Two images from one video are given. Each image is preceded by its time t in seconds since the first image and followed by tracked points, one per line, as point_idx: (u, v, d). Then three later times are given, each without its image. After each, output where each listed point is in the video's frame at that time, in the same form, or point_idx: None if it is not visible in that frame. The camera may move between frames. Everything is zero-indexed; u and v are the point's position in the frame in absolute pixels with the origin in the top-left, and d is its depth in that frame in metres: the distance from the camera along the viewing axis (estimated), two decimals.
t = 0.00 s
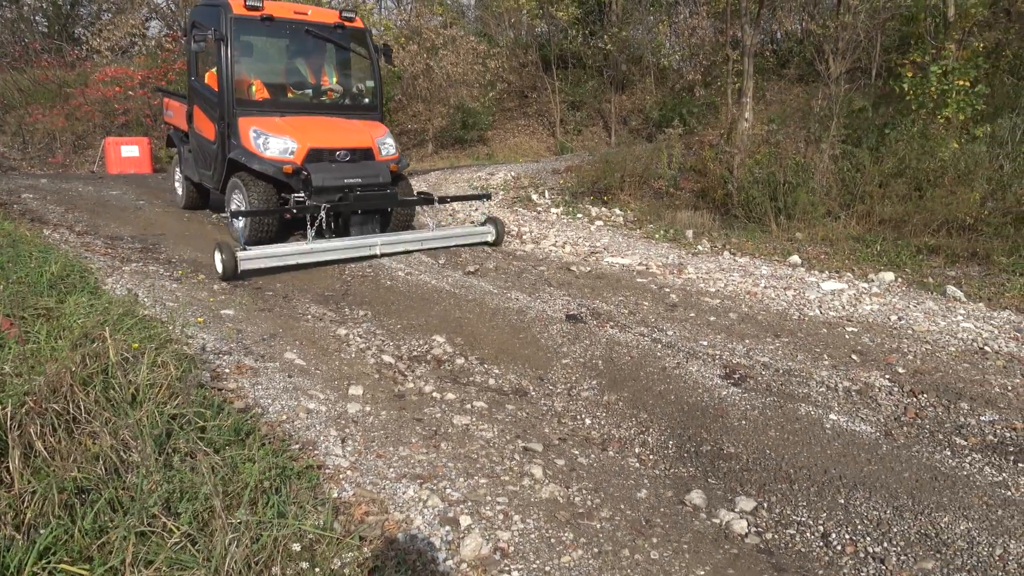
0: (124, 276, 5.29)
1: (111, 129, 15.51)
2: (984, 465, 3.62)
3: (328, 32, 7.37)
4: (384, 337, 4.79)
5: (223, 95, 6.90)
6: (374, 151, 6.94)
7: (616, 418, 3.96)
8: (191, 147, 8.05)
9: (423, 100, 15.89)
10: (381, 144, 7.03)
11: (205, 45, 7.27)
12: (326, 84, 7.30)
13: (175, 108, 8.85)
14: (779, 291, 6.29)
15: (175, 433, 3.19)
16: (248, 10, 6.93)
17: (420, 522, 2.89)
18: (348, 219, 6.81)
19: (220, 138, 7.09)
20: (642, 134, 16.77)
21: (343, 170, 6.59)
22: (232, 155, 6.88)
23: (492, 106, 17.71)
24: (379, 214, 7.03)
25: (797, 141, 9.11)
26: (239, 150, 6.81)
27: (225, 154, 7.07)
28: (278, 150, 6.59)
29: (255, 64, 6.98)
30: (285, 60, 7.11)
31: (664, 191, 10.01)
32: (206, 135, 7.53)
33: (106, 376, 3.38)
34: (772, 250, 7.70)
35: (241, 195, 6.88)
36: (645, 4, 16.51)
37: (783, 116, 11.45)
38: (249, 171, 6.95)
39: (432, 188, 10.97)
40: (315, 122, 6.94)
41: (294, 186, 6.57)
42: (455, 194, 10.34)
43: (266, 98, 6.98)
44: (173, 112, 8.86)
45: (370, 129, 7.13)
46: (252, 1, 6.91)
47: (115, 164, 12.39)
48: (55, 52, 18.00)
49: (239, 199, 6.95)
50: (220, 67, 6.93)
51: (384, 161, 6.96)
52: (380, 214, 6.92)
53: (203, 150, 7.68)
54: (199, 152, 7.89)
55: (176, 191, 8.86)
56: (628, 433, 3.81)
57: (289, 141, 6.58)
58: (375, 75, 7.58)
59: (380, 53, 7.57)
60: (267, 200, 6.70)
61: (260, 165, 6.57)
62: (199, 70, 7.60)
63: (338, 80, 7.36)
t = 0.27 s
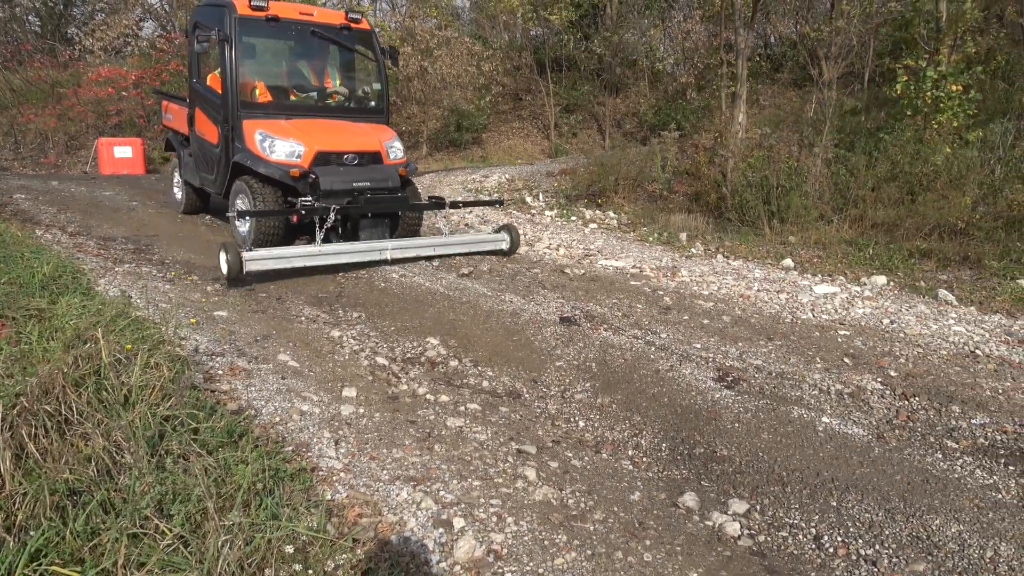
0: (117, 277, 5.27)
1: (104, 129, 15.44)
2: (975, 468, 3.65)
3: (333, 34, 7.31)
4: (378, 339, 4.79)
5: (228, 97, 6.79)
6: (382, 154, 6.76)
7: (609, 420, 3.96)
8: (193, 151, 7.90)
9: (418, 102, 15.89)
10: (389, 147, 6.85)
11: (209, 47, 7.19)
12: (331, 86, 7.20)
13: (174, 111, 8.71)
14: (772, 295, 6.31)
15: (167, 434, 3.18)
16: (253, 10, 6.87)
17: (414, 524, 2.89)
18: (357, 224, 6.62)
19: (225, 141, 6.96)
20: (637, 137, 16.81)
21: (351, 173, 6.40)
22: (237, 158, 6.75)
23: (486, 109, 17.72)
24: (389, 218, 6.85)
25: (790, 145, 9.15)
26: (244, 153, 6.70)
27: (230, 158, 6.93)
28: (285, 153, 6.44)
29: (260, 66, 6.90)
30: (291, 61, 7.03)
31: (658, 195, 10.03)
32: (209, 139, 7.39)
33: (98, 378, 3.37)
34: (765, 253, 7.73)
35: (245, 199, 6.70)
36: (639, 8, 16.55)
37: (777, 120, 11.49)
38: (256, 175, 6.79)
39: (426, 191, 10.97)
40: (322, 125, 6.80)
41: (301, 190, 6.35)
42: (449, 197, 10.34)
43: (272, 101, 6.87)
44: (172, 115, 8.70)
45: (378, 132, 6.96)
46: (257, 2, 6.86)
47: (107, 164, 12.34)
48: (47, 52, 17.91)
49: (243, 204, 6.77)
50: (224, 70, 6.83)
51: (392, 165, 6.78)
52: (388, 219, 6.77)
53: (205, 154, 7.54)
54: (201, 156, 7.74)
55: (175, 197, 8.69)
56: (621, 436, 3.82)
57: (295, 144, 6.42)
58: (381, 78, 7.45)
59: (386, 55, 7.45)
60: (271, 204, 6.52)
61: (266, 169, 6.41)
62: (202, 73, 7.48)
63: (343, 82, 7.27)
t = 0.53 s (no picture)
0: (106, 275, 5.24)
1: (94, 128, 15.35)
2: (964, 467, 3.67)
3: (343, 33, 7.11)
4: (369, 338, 4.78)
5: (236, 96, 6.58)
6: (393, 159, 6.62)
7: (601, 420, 3.97)
8: (195, 150, 7.66)
9: (410, 102, 15.87)
10: (400, 151, 6.71)
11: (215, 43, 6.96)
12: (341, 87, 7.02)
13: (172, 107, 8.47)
14: (763, 295, 6.34)
15: (157, 432, 3.18)
16: (263, 7, 6.65)
17: (405, 522, 2.89)
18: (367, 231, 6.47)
19: (231, 141, 6.76)
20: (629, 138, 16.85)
21: (363, 178, 6.24)
22: (244, 159, 6.56)
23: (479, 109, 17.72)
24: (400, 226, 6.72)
25: (782, 146, 9.19)
26: (251, 155, 6.50)
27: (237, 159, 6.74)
28: (294, 155, 6.27)
29: (268, 64, 6.69)
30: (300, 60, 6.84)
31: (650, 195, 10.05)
32: (213, 138, 7.18)
33: (88, 375, 3.36)
34: (756, 253, 7.76)
35: (252, 204, 6.53)
36: (631, 9, 16.58)
37: (768, 121, 11.54)
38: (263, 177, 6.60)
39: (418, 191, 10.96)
40: (332, 127, 6.63)
41: (310, 196, 6.20)
42: (442, 196, 10.33)
43: (281, 101, 6.67)
44: (171, 111, 8.42)
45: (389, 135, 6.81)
46: None
47: (98, 163, 12.27)
48: (37, 50, 17.80)
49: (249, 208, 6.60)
50: (231, 68, 6.61)
51: (403, 170, 6.62)
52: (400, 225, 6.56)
53: (209, 154, 7.31)
54: (203, 155, 7.51)
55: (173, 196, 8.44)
56: (613, 435, 3.82)
57: (306, 146, 6.26)
58: (391, 79, 7.28)
59: (396, 55, 7.26)
60: (279, 210, 6.34)
61: (276, 172, 6.23)
62: (206, 70, 7.25)
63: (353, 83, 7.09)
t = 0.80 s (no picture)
0: (92, 271, 5.20)
1: (79, 121, 15.18)
2: (947, 463, 3.72)
3: (342, 25, 6.80)
4: (357, 334, 4.77)
5: (233, 93, 6.28)
6: (399, 155, 6.40)
7: (589, 416, 3.98)
8: (190, 149, 7.35)
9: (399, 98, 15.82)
10: (406, 146, 6.48)
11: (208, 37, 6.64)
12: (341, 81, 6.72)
13: (162, 104, 8.15)
14: (750, 292, 6.38)
15: (143, 428, 3.17)
16: None
17: (392, 518, 2.89)
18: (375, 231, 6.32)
19: (229, 140, 6.47)
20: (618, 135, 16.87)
21: (369, 176, 6.06)
22: (243, 159, 6.29)
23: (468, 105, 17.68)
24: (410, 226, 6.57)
25: (770, 145, 9.23)
26: (251, 155, 6.23)
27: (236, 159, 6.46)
28: (297, 155, 6.02)
29: (266, 59, 6.38)
30: (299, 54, 6.53)
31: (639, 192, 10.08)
32: (209, 136, 6.88)
33: (72, 371, 3.35)
34: (744, 251, 7.80)
35: (253, 207, 6.28)
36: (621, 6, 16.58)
37: (757, 119, 11.58)
38: (264, 178, 6.34)
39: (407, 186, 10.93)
40: (333, 124, 6.37)
41: (314, 196, 5.98)
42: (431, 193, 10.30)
43: (280, 97, 6.39)
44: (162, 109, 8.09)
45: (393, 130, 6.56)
46: None
47: (83, 156, 12.15)
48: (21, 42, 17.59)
49: (250, 211, 6.35)
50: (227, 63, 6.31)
51: (409, 166, 6.41)
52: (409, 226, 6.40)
53: (205, 153, 7.00)
54: (199, 154, 7.20)
55: (167, 196, 8.13)
56: (600, 430, 3.84)
57: (309, 145, 6.01)
58: (393, 71, 6.97)
59: (399, 46, 6.96)
60: (283, 214, 6.11)
61: (279, 173, 5.98)
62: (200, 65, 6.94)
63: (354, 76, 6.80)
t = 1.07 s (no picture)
0: (69, 267, 5.13)
1: (57, 116, 14.96)
2: (925, 457, 3.76)
3: (338, 18, 6.58)
4: (340, 330, 4.74)
5: (226, 89, 6.04)
6: (400, 152, 6.20)
7: (572, 412, 3.99)
8: (180, 148, 7.09)
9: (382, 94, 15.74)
10: (407, 143, 6.28)
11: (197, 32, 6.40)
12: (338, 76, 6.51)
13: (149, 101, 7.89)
14: (733, 289, 6.42)
15: (121, 426, 3.14)
16: None
17: (374, 515, 2.87)
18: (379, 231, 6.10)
19: (223, 138, 6.23)
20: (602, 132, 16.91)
21: (370, 174, 5.83)
22: (238, 158, 6.06)
23: (452, 102, 17.63)
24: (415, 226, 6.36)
25: (753, 143, 9.29)
26: (247, 153, 6.00)
27: (230, 158, 6.23)
28: (295, 153, 5.80)
29: (260, 54, 6.15)
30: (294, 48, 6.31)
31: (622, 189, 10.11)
32: (201, 134, 6.65)
33: (49, 368, 3.32)
34: (726, 248, 7.85)
35: (250, 208, 6.04)
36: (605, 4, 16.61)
37: (739, 117, 11.64)
38: (261, 177, 6.12)
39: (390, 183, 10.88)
40: (331, 120, 6.16)
41: (314, 195, 5.76)
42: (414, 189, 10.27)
43: (275, 93, 6.17)
44: (149, 107, 7.81)
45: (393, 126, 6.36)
46: None
47: (61, 151, 11.98)
48: None
49: (246, 213, 6.12)
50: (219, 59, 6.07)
51: (410, 163, 6.21)
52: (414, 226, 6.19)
53: (197, 152, 6.75)
54: (190, 153, 6.94)
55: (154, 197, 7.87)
56: (583, 427, 3.84)
57: (307, 142, 5.79)
58: (390, 66, 6.78)
59: (396, 40, 6.77)
60: (282, 215, 5.90)
61: (277, 172, 5.75)
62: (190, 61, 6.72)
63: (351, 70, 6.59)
